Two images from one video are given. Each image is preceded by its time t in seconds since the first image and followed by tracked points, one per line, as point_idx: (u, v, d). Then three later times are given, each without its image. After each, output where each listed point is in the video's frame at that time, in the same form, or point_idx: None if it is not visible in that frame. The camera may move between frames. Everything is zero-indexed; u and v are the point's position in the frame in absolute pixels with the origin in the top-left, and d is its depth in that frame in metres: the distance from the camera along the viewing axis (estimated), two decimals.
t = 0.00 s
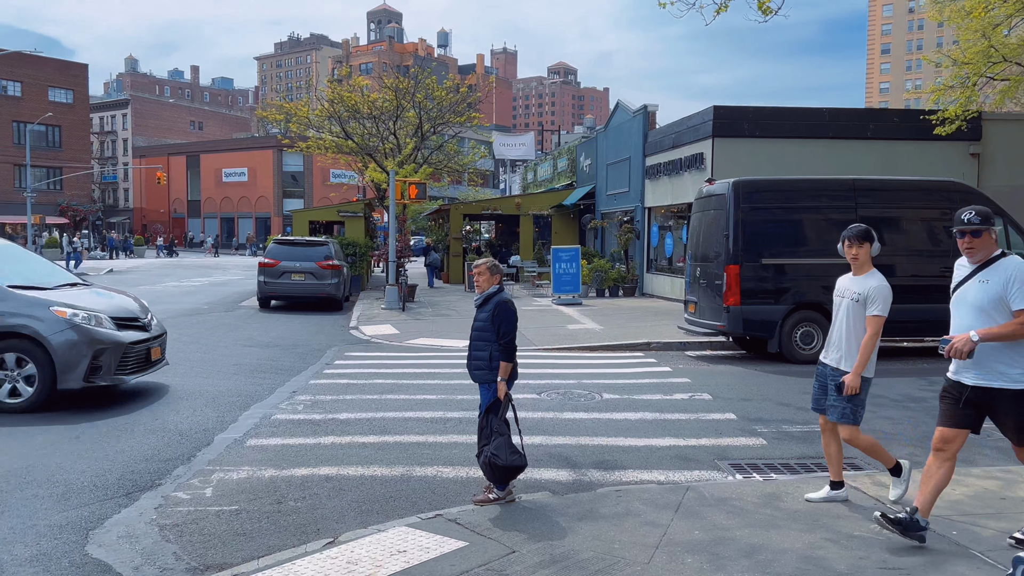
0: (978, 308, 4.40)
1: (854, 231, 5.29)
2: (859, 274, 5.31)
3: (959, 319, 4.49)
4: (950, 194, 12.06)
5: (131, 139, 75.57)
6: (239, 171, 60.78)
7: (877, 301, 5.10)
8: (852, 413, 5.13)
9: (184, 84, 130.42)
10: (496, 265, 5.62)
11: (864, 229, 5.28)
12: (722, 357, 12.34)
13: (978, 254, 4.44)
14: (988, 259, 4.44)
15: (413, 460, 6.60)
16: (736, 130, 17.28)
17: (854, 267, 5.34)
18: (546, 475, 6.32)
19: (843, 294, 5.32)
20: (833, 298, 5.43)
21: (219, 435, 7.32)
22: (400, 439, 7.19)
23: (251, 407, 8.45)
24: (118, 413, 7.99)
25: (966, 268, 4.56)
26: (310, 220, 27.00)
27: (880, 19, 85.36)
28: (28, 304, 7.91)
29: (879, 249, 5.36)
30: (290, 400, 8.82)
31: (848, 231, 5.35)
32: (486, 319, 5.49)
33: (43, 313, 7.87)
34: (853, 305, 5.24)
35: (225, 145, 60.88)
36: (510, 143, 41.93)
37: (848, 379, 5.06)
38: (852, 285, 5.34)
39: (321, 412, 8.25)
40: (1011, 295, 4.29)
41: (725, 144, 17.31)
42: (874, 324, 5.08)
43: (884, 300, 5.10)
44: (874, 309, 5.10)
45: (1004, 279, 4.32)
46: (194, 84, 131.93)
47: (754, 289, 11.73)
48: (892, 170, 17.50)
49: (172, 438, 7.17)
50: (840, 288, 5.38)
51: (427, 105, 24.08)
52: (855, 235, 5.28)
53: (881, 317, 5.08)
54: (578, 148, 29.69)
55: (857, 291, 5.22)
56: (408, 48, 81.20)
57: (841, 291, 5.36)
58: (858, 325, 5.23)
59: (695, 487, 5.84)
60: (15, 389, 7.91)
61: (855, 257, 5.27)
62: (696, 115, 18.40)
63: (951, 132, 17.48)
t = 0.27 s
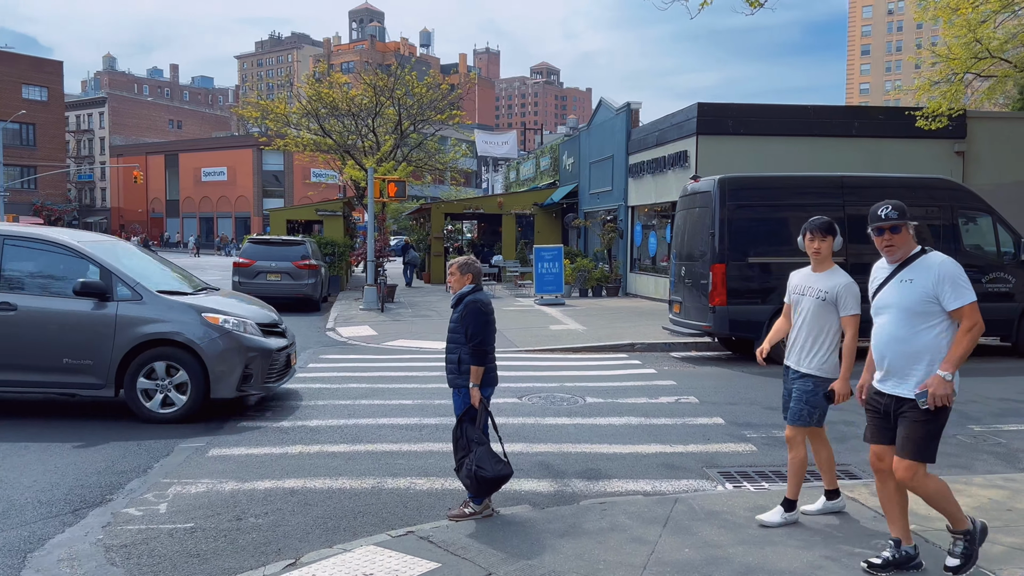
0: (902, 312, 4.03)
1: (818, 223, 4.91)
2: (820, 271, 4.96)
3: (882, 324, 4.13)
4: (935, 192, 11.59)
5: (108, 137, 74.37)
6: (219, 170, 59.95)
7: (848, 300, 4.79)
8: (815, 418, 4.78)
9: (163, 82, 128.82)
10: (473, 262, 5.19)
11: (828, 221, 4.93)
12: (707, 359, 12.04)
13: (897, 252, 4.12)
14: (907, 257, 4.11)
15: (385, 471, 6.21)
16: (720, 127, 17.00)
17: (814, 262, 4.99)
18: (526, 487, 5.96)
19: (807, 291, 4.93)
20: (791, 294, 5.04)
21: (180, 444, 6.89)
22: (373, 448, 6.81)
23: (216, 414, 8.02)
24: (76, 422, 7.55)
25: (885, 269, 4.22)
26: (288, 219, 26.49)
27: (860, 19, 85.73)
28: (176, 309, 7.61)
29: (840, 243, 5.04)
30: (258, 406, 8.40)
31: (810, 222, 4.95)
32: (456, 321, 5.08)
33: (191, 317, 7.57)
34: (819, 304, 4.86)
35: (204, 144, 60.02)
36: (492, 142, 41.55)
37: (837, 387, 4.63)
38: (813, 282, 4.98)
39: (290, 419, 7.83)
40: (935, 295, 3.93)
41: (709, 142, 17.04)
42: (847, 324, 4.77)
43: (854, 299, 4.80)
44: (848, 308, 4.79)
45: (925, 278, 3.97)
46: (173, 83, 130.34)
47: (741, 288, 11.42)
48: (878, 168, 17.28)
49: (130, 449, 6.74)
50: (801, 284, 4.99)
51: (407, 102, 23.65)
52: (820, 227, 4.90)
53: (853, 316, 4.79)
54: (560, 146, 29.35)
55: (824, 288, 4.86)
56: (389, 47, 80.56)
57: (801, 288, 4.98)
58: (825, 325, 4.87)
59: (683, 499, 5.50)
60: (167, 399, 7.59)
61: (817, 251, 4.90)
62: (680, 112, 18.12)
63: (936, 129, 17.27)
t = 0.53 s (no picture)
0: (812, 337, 3.68)
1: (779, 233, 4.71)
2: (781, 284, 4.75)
3: (794, 348, 3.77)
4: (917, 193, 11.36)
5: (83, 137, 73.05)
6: (196, 170, 59.04)
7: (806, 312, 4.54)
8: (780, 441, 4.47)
9: (140, 81, 127.11)
10: (448, 270, 4.82)
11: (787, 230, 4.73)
12: (692, 365, 11.73)
13: (811, 271, 3.73)
14: (823, 276, 3.73)
15: (356, 491, 5.82)
16: (703, 127, 16.74)
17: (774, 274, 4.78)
18: (506, 508, 5.60)
19: (766, 304, 4.70)
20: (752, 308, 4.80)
21: (136, 464, 6.46)
22: (343, 465, 6.42)
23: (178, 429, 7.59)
24: (27, 440, 7.11)
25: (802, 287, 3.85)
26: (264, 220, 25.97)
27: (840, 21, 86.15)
28: (337, 320, 7.31)
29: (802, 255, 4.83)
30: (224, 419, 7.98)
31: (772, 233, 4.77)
32: (426, 334, 4.72)
33: (360, 330, 7.30)
34: (779, 317, 4.62)
35: (181, 143, 59.09)
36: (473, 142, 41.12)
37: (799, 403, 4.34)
38: (775, 295, 4.72)
39: (255, 435, 7.42)
40: (848, 319, 3.57)
41: (692, 142, 16.77)
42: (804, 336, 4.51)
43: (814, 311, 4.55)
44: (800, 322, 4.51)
45: (837, 300, 3.60)
46: (150, 81, 128.66)
47: (726, 293, 11.13)
48: (861, 168, 17.12)
49: (81, 469, 6.31)
50: (761, 297, 4.75)
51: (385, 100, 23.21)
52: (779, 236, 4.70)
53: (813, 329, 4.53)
54: (542, 146, 29.01)
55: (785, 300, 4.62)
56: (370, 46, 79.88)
57: (762, 300, 4.73)
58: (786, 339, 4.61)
59: (671, 522, 5.16)
60: (332, 410, 7.38)
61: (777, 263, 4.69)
62: (662, 112, 17.84)
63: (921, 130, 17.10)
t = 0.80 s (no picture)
0: (709, 337, 3.16)
1: (749, 229, 4.49)
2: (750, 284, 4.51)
3: (693, 348, 3.26)
4: (900, 191, 11.16)
5: (55, 135, 71.73)
6: (172, 170, 58.13)
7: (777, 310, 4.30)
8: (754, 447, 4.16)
9: (115, 79, 125.33)
10: (421, 270, 4.46)
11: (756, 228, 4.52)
12: (676, 366, 11.47)
13: (717, 263, 3.19)
14: (728, 268, 3.18)
15: (324, 505, 5.46)
16: (685, 125, 16.51)
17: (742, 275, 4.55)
18: (483, 523, 5.27)
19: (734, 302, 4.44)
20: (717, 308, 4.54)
21: (89, 476, 6.06)
22: (311, 477, 6.06)
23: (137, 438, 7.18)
24: None
25: (706, 279, 3.31)
26: (238, 220, 25.48)
27: (817, 22, 86.72)
28: (514, 321, 7.16)
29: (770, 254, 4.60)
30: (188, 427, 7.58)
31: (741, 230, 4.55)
32: (397, 339, 4.38)
33: (537, 331, 7.17)
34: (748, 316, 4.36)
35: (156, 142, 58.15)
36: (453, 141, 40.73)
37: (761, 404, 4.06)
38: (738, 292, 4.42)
39: (219, 444, 7.03)
40: (746, 320, 3.04)
41: (673, 140, 16.53)
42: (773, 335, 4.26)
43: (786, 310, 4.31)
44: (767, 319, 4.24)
45: (738, 298, 3.07)
46: (125, 80, 126.94)
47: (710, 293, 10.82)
48: (844, 167, 16.97)
49: (28, 482, 5.90)
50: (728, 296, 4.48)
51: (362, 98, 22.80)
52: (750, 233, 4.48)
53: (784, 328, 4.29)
54: (522, 145, 28.71)
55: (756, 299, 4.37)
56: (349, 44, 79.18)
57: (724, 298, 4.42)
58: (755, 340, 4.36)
59: (658, 536, 4.86)
60: (508, 414, 7.20)
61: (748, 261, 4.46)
62: (644, 110, 17.59)
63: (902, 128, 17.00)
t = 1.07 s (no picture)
0: (577, 377, 2.75)
1: (705, 233, 4.15)
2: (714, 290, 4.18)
3: (558, 391, 2.84)
4: (883, 192, 10.96)
5: (26, 134, 70.37)
6: (146, 169, 57.16)
7: (746, 322, 3.99)
8: (724, 468, 3.88)
9: (89, 77, 123.42)
10: (379, 277, 4.13)
11: (712, 230, 4.15)
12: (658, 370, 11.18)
13: (580, 295, 2.76)
14: (593, 299, 2.77)
15: (287, 527, 5.10)
16: (666, 125, 16.27)
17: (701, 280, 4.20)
18: (456, 545, 4.93)
19: (700, 313, 4.12)
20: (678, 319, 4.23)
21: (33, 495, 5.65)
22: (274, 496, 5.69)
23: (91, 451, 6.77)
24: None
25: (572, 312, 2.89)
26: (211, 220, 24.94)
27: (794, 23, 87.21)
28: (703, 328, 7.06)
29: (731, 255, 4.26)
30: (146, 439, 7.18)
31: (694, 234, 4.19)
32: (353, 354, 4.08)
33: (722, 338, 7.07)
34: (715, 327, 4.05)
35: (129, 141, 57.15)
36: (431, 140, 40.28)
37: (717, 422, 3.82)
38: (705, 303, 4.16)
39: (179, 457, 6.66)
40: (617, 356, 2.64)
41: (654, 139, 16.29)
42: (744, 349, 3.96)
43: (755, 320, 4.01)
44: (742, 330, 3.99)
45: (607, 331, 2.66)
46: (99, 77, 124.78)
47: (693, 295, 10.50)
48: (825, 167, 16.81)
49: None
50: (693, 307, 4.16)
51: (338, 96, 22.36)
52: (705, 237, 4.13)
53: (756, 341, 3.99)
54: (501, 144, 28.38)
55: (721, 309, 4.05)
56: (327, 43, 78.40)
57: (692, 312, 4.16)
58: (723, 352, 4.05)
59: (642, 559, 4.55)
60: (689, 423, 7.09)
61: (710, 267, 4.12)
62: (624, 109, 17.33)
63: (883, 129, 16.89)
